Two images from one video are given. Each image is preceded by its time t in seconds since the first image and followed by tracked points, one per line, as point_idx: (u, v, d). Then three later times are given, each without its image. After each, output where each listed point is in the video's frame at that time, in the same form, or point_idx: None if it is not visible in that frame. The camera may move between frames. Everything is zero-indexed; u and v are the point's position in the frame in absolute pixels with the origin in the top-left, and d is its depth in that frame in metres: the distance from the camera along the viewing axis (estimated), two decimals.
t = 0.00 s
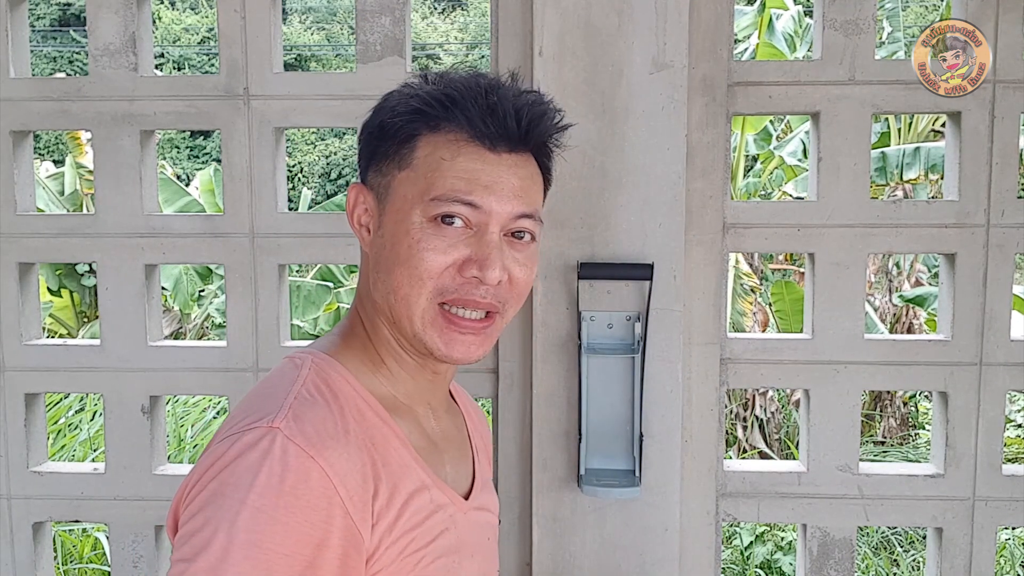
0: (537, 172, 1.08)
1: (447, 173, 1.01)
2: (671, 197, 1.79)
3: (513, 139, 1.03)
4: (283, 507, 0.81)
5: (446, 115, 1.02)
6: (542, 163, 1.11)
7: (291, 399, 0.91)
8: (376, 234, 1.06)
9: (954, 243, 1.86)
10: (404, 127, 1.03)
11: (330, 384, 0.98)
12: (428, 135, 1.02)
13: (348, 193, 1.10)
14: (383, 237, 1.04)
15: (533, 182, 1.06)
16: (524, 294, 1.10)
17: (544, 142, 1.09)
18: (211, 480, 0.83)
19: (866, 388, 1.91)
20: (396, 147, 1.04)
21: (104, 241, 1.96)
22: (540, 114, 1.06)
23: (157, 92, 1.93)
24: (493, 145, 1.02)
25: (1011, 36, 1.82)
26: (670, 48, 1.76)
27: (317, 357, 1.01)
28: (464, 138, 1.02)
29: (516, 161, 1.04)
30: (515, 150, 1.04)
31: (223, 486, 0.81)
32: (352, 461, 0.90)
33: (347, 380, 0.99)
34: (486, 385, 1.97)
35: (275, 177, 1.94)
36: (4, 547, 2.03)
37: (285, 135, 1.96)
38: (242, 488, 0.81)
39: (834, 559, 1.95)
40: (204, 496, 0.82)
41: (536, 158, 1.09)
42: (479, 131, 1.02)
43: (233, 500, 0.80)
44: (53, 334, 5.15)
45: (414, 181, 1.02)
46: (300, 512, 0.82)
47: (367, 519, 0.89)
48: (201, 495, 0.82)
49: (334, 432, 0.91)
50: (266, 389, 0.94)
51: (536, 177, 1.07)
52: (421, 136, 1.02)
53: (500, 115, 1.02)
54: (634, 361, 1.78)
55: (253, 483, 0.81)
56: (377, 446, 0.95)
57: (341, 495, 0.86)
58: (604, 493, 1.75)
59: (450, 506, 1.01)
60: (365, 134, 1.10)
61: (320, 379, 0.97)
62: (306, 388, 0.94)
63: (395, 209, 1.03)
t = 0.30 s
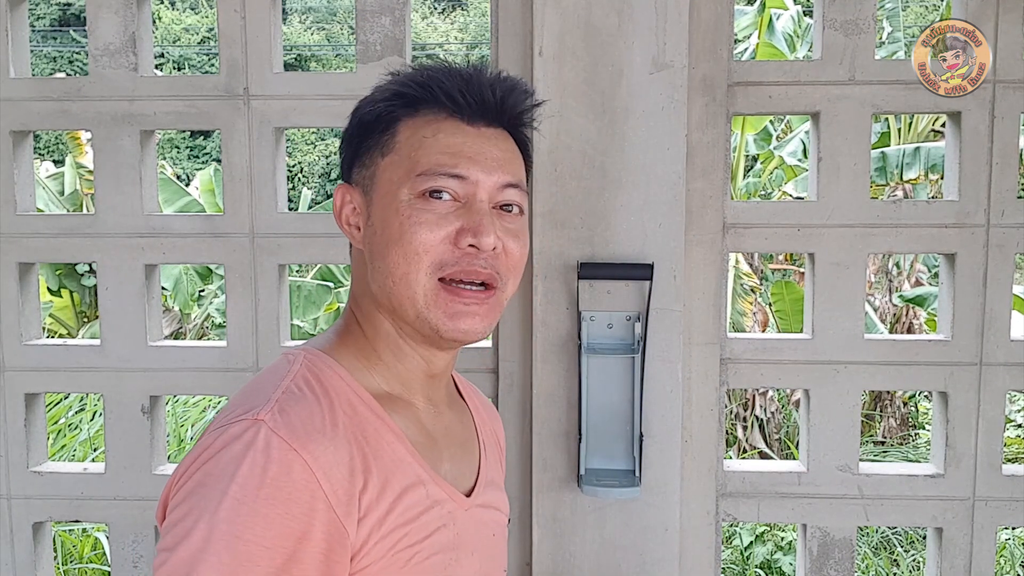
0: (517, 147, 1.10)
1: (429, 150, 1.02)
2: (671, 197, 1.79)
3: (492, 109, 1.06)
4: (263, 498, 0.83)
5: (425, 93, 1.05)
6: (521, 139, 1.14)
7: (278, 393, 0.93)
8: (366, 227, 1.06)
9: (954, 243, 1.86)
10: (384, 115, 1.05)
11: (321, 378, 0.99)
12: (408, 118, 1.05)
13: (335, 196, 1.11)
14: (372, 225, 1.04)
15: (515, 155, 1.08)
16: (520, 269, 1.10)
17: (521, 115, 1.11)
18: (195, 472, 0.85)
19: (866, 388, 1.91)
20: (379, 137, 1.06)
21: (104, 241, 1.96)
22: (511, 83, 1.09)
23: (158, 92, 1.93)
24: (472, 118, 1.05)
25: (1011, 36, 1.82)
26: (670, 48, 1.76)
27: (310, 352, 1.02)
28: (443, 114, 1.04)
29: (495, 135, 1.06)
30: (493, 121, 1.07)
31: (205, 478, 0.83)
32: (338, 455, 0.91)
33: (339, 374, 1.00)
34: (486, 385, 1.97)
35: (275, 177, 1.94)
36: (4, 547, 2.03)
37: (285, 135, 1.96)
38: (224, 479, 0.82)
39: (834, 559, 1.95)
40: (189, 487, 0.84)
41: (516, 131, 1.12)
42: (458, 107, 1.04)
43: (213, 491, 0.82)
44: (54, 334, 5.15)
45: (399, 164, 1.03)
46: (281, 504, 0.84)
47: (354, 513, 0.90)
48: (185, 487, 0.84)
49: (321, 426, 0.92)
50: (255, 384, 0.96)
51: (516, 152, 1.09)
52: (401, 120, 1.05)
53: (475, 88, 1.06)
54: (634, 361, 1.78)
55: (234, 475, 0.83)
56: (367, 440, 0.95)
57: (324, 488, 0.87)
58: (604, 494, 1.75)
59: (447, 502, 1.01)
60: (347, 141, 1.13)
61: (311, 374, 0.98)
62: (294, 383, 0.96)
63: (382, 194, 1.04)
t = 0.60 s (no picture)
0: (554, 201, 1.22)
1: (521, 205, 1.09)
2: (671, 197, 1.79)
3: (574, 177, 1.15)
4: (258, 504, 0.87)
5: (528, 146, 1.09)
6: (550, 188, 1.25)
7: (268, 399, 0.97)
8: (423, 246, 1.08)
9: (954, 244, 1.86)
10: (491, 149, 1.07)
11: (313, 383, 1.02)
12: (507, 162, 1.08)
13: (390, 191, 1.09)
14: (440, 253, 1.07)
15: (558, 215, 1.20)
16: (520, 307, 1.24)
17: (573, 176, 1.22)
18: (188, 480, 0.89)
19: (866, 388, 1.91)
20: (476, 164, 1.07)
21: (104, 241, 1.96)
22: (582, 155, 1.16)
23: (158, 92, 1.93)
24: (556, 181, 1.13)
25: (1012, 36, 1.82)
26: (670, 48, 1.76)
27: (299, 357, 1.06)
28: (535, 172, 1.11)
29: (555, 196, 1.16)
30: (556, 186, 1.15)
31: (197, 485, 0.87)
32: (330, 457, 0.95)
33: (330, 378, 1.04)
34: (486, 385, 1.97)
35: (275, 177, 1.94)
36: (4, 547, 2.03)
37: (285, 135, 1.96)
38: (216, 486, 0.87)
39: (834, 559, 1.95)
40: (181, 494, 0.88)
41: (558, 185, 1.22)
42: (539, 165, 1.10)
43: (206, 498, 0.86)
44: (54, 334, 5.16)
45: (487, 204, 1.07)
46: (276, 509, 0.88)
47: (348, 515, 0.93)
48: (178, 494, 0.89)
49: (312, 429, 0.96)
50: (248, 390, 1.00)
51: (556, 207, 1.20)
52: (501, 161, 1.08)
53: (569, 153, 1.13)
54: (634, 361, 1.78)
55: (225, 482, 0.87)
56: (356, 441, 0.99)
57: (317, 491, 0.91)
58: (604, 493, 1.75)
59: (436, 499, 1.04)
60: (399, 128, 1.10)
61: (299, 378, 1.02)
62: (284, 388, 1.00)
63: (460, 228, 1.07)
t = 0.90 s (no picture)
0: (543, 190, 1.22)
1: (513, 193, 1.09)
2: (672, 197, 1.77)
3: (562, 161, 1.17)
4: (276, 509, 0.86)
5: (517, 132, 1.10)
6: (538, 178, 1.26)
7: (278, 402, 0.95)
8: (418, 241, 1.08)
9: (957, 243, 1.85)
10: (478, 137, 1.08)
11: (318, 384, 1.01)
12: (496, 149, 1.09)
13: (382, 189, 1.09)
14: (436, 246, 1.07)
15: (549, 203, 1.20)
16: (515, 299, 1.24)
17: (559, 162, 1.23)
18: (201, 487, 0.87)
19: (868, 389, 1.90)
20: (465, 154, 1.08)
21: (102, 241, 1.95)
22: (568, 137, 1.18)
23: (156, 91, 1.92)
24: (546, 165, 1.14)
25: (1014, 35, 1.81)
26: (671, 47, 1.75)
27: (302, 358, 1.04)
28: (525, 158, 1.12)
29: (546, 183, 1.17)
30: (545, 171, 1.16)
31: (212, 492, 0.86)
32: (342, 460, 0.94)
33: (334, 379, 1.03)
34: (486, 386, 1.96)
35: (273, 176, 1.93)
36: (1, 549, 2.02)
37: (284, 134, 1.94)
38: (233, 493, 0.85)
39: (836, 561, 1.94)
40: (195, 502, 0.86)
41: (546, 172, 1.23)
42: (526, 151, 1.11)
43: (223, 505, 0.85)
44: (52, 334, 5.15)
45: (479, 193, 1.08)
46: (293, 514, 0.87)
47: (360, 516, 0.93)
48: (191, 501, 0.87)
49: (323, 432, 0.95)
50: (254, 393, 0.98)
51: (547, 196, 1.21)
52: (490, 148, 1.09)
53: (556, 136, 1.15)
54: (635, 361, 1.77)
55: (241, 489, 0.85)
56: (366, 443, 0.98)
57: (332, 494, 0.90)
58: (605, 495, 1.74)
59: (443, 500, 1.04)
60: (384, 127, 1.10)
61: (306, 379, 1.01)
62: (293, 390, 0.98)
63: (455, 220, 1.07)
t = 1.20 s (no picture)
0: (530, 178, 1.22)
1: (494, 183, 1.10)
2: (671, 197, 1.79)
3: (543, 145, 1.17)
4: (272, 502, 0.87)
5: (493, 120, 1.11)
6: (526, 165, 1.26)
7: (274, 397, 0.96)
8: (403, 238, 1.10)
9: (954, 243, 1.86)
10: (452, 130, 1.09)
11: (314, 380, 1.02)
12: (472, 141, 1.10)
13: (364, 190, 1.10)
14: (421, 241, 1.09)
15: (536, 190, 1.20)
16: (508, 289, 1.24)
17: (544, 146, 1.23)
18: (198, 481, 0.89)
19: (866, 388, 1.91)
20: (442, 148, 1.09)
21: (104, 241, 1.96)
22: (547, 121, 1.17)
23: (158, 92, 1.93)
24: (527, 152, 1.14)
25: (1011, 37, 1.82)
26: (670, 48, 1.76)
27: (298, 355, 1.06)
28: (504, 146, 1.12)
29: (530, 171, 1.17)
30: (528, 158, 1.16)
31: (209, 486, 0.87)
32: (338, 454, 0.95)
33: (330, 374, 1.04)
34: (486, 385, 1.97)
35: (275, 177, 1.94)
36: (4, 547, 2.03)
37: (285, 135, 1.96)
38: (229, 486, 0.87)
39: (834, 559, 1.95)
40: (193, 496, 0.88)
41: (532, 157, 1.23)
42: (504, 140, 1.12)
43: (220, 498, 0.86)
44: (54, 334, 5.17)
45: (459, 186, 1.09)
46: (289, 507, 0.88)
47: (356, 509, 0.94)
48: (189, 496, 0.88)
49: (319, 427, 0.96)
50: (250, 389, 0.99)
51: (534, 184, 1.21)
52: (466, 139, 1.09)
53: (534, 121, 1.15)
54: (634, 360, 1.78)
55: (238, 482, 0.87)
56: (362, 438, 1.00)
57: (327, 488, 0.92)
58: (604, 494, 1.75)
59: (439, 494, 1.05)
60: (363, 129, 1.12)
61: (302, 376, 1.02)
62: (289, 386, 0.99)
63: (439, 215, 1.09)
